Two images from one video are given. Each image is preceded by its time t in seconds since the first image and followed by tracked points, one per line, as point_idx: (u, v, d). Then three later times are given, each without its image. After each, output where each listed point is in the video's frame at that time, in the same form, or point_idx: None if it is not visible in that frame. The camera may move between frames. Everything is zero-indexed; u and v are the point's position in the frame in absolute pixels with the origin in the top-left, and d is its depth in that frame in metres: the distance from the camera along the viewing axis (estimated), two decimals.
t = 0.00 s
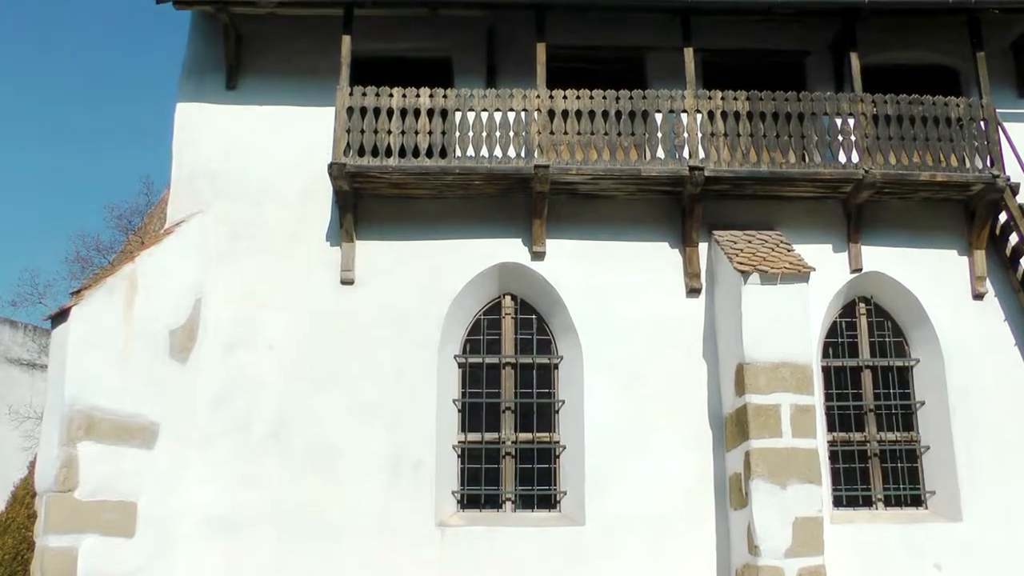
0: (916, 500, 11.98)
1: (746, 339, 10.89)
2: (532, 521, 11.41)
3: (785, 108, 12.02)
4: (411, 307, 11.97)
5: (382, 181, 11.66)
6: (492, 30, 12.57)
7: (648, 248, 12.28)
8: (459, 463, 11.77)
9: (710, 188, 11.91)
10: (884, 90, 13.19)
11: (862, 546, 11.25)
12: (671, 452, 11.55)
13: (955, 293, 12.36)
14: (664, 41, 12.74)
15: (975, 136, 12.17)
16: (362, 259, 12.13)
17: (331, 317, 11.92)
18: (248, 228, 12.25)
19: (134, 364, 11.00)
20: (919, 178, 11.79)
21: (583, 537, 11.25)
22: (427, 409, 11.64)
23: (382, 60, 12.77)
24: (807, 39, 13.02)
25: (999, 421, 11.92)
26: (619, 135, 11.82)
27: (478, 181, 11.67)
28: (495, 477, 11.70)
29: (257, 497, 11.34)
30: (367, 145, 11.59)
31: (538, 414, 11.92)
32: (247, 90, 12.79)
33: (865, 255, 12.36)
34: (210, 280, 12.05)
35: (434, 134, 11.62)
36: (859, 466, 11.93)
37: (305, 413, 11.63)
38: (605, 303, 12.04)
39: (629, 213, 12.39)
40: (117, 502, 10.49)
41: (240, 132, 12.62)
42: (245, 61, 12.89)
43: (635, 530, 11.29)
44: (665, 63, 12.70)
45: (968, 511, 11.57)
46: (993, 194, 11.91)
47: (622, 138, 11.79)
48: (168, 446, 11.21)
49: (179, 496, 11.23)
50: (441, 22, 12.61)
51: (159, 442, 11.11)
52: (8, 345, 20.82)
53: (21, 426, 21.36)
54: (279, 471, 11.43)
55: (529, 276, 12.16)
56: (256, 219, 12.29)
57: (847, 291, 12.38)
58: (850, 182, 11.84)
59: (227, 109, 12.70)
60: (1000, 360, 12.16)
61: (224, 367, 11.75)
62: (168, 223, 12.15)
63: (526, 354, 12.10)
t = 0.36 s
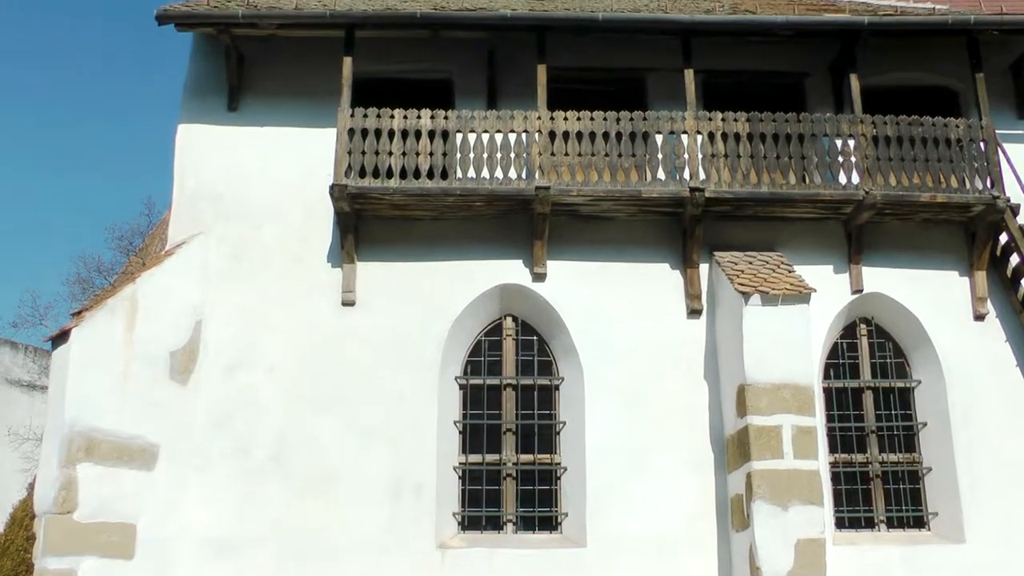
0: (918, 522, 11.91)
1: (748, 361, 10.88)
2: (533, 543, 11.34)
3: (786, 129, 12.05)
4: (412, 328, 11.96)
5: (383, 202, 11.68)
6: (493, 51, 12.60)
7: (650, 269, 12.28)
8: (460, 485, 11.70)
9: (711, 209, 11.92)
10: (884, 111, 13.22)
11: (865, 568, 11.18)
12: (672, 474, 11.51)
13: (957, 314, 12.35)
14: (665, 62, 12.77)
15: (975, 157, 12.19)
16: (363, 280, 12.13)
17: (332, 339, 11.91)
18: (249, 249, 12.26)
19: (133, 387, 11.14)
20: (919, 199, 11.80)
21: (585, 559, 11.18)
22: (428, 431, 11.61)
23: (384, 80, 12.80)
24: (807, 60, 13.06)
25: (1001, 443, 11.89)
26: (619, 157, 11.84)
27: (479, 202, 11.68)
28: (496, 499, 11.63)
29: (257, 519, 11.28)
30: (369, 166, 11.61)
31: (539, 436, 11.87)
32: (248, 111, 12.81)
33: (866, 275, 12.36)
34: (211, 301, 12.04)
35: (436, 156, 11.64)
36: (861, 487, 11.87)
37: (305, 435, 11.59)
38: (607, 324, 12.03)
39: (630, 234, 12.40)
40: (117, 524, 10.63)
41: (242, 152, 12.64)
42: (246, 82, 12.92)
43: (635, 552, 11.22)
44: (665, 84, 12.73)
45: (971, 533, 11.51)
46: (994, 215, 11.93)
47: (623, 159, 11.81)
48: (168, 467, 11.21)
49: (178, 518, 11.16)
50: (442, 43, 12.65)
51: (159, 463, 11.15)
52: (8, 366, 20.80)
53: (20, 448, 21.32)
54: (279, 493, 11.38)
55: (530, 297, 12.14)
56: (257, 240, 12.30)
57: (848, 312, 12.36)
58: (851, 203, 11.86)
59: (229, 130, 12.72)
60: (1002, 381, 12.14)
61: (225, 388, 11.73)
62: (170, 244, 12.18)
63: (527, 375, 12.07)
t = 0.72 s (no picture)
0: (921, 544, 11.83)
1: (750, 383, 10.85)
2: (534, 565, 11.25)
3: (786, 151, 12.06)
4: (413, 350, 11.95)
5: (384, 224, 11.69)
6: (495, 73, 12.63)
7: (651, 290, 12.28)
8: (461, 507, 11.65)
9: (712, 231, 11.93)
10: (884, 133, 13.25)
11: None
12: (674, 496, 11.46)
13: (958, 335, 12.34)
14: (665, 83, 12.79)
15: (975, 178, 12.20)
16: (364, 302, 12.12)
17: (333, 360, 11.90)
18: (250, 270, 12.26)
19: (133, 409, 11.11)
20: (920, 221, 11.80)
21: None
22: (429, 452, 11.59)
23: (385, 102, 12.83)
24: (807, 82, 13.09)
25: (1004, 464, 11.85)
26: (620, 179, 11.85)
27: (480, 224, 11.69)
28: (497, 521, 11.56)
29: (257, 541, 11.22)
30: (370, 188, 11.62)
31: (540, 458, 11.81)
32: (250, 133, 12.84)
33: (867, 297, 12.36)
34: (212, 322, 12.04)
35: (437, 177, 11.65)
36: (863, 510, 11.80)
37: (305, 457, 11.56)
38: (607, 346, 12.02)
39: (631, 255, 12.40)
40: (116, 546, 10.57)
41: (243, 174, 12.66)
42: (248, 104, 12.95)
43: None
44: (665, 106, 12.76)
45: (975, 555, 11.45)
46: (995, 237, 11.93)
47: (623, 181, 11.82)
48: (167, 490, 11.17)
49: (177, 540, 11.10)
50: (443, 65, 12.69)
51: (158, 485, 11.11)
52: (8, 388, 20.78)
53: (20, 471, 21.25)
54: (279, 515, 11.33)
55: (531, 319, 12.13)
56: (258, 262, 12.30)
57: (849, 334, 12.35)
58: (852, 225, 11.86)
59: (230, 152, 12.74)
60: (1004, 402, 12.11)
61: (225, 410, 11.70)
62: (171, 265, 12.19)
63: (528, 397, 12.03)
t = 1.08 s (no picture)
0: (924, 567, 11.71)
1: (751, 404, 10.82)
2: None
3: (786, 172, 12.07)
4: (414, 372, 11.93)
5: (385, 246, 11.69)
6: (495, 95, 12.66)
7: (651, 312, 12.27)
8: (461, 529, 11.54)
9: (713, 252, 11.93)
10: (884, 154, 13.28)
11: None
12: (676, 519, 11.41)
13: (960, 357, 12.32)
14: (666, 105, 12.82)
15: (975, 200, 12.20)
16: (365, 323, 12.12)
17: (333, 382, 11.88)
18: (250, 292, 12.26)
19: (134, 430, 11.07)
20: (921, 242, 11.80)
21: None
22: (429, 474, 11.55)
23: (386, 124, 12.86)
24: (807, 103, 13.11)
25: (1006, 486, 11.81)
26: (621, 200, 11.86)
27: (481, 245, 11.69)
28: (497, 543, 11.43)
29: (257, 564, 11.16)
30: (371, 210, 11.62)
31: (541, 480, 11.74)
32: (251, 154, 12.86)
33: (867, 318, 12.35)
34: (212, 343, 12.02)
35: (438, 199, 11.66)
36: (866, 531, 11.69)
37: (306, 479, 11.52)
38: (609, 367, 12.01)
39: (632, 277, 12.40)
40: (116, 569, 10.49)
41: (244, 195, 12.67)
42: (249, 125, 12.98)
43: None
44: (666, 127, 12.78)
45: None
46: (996, 258, 11.92)
47: (624, 202, 11.82)
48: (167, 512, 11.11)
49: (177, 563, 11.05)
50: (444, 87, 12.73)
51: (159, 507, 11.06)
52: (8, 409, 20.75)
53: (19, 493, 21.18)
54: (279, 537, 11.28)
55: (532, 341, 12.11)
56: (258, 283, 12.30)
57: (851, 355, 12.34)
58: (853, 246, 11.86)
59: (232, 174, 12.76)
60: (1006, 424, 12.09)
61: (225, 432, 11.67)
62: (171, 286, 12.18)
63: (529, 419, 12.00)
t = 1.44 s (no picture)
0: None
1: (752, 426, 10.79)
2: None
3: (787, 194, 12.08)
4: (414, 394, 11.91)
5: (386, 268, 11.69)
6: (495, 117, 12.69)
7: (652, 333, 12.25)
8: (462, 552, 11.44)
9: (714, 274, 11.93)
10: (884, 175, 13.29)
11: None
12: (678, 542, 11.34)
13: (962, 378, 12.29)
14: (666, 127, 12.85)
15: (976, 221, 12.21)
16: (365, 346, 12.10)
17: (333, 404, 11.85)
18: (251, 313, 12.25)
19: (133, 453, 11.05)
20: (921, 263, 11.80)
21: None
22: (429, 496, 11.51)
23: (387, 146, 12.88)
24: (807, 125, 13.14)
25: (1009, 508, 11.76)
26: (621, 222, 11.87)
27: (482, 268, 11.68)
28: (498, 566, 11.35)
29: None
30: (372, 232, 11.63)
31: (542, 503, 11.68)
32: (252, 176, 12.88)
33: (868, 340, 12.34)
34: (212, 365, 12.00)
35: (439, 221, 11.66)
36: (869, 554, 11.61)
37: (306, 502, 11.46)
38: (610, 390, 11.98)
39: (633, 299, 12.39)
40: None
41: (245, 217, 12.68)
42: (250, 147, 13.00)
43: None
44: (666, 149, 12.81)
45: None
46: (997, 279, 11.91)
47: (625, 224, 11.83)
48: (167, 535, 11.06)
49: None
50: (445, 109, 12.76)
51: (158, 530, 11.00)
52: (8, 430, 20.70)
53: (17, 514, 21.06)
54: (278, 560, 11.21)
55: (533, 363, 12.10)
56: (259, 305, 12.29)
57: (852, 377, 12.32)
58: (854, 267, 11.85)
59: (233, 195, 12.77)
60: (1009, 446, 12.05)
61: (225, 454, 11.62)
62: (172, 308, 12.18)
63: (530, 441, 11.95)
